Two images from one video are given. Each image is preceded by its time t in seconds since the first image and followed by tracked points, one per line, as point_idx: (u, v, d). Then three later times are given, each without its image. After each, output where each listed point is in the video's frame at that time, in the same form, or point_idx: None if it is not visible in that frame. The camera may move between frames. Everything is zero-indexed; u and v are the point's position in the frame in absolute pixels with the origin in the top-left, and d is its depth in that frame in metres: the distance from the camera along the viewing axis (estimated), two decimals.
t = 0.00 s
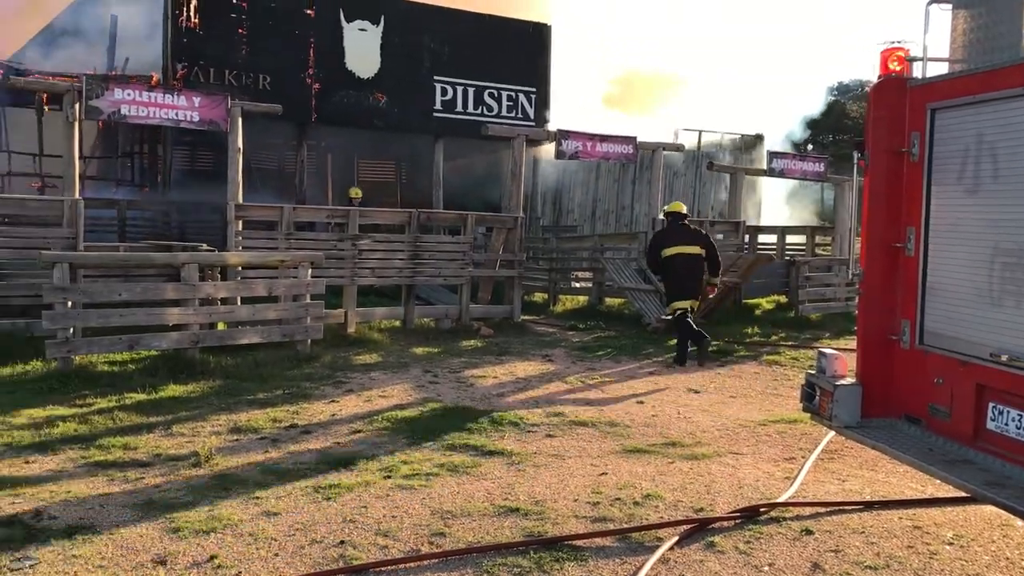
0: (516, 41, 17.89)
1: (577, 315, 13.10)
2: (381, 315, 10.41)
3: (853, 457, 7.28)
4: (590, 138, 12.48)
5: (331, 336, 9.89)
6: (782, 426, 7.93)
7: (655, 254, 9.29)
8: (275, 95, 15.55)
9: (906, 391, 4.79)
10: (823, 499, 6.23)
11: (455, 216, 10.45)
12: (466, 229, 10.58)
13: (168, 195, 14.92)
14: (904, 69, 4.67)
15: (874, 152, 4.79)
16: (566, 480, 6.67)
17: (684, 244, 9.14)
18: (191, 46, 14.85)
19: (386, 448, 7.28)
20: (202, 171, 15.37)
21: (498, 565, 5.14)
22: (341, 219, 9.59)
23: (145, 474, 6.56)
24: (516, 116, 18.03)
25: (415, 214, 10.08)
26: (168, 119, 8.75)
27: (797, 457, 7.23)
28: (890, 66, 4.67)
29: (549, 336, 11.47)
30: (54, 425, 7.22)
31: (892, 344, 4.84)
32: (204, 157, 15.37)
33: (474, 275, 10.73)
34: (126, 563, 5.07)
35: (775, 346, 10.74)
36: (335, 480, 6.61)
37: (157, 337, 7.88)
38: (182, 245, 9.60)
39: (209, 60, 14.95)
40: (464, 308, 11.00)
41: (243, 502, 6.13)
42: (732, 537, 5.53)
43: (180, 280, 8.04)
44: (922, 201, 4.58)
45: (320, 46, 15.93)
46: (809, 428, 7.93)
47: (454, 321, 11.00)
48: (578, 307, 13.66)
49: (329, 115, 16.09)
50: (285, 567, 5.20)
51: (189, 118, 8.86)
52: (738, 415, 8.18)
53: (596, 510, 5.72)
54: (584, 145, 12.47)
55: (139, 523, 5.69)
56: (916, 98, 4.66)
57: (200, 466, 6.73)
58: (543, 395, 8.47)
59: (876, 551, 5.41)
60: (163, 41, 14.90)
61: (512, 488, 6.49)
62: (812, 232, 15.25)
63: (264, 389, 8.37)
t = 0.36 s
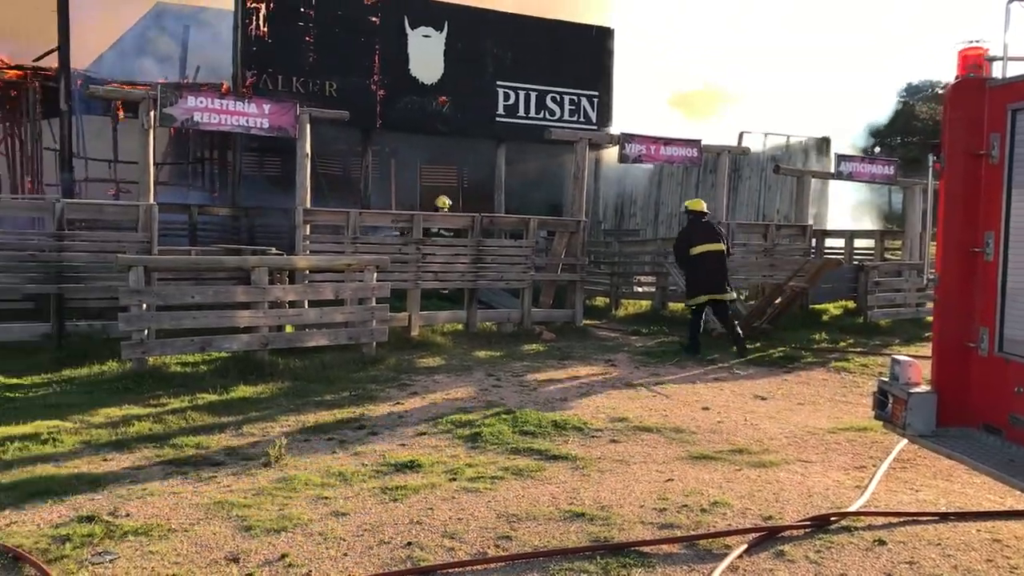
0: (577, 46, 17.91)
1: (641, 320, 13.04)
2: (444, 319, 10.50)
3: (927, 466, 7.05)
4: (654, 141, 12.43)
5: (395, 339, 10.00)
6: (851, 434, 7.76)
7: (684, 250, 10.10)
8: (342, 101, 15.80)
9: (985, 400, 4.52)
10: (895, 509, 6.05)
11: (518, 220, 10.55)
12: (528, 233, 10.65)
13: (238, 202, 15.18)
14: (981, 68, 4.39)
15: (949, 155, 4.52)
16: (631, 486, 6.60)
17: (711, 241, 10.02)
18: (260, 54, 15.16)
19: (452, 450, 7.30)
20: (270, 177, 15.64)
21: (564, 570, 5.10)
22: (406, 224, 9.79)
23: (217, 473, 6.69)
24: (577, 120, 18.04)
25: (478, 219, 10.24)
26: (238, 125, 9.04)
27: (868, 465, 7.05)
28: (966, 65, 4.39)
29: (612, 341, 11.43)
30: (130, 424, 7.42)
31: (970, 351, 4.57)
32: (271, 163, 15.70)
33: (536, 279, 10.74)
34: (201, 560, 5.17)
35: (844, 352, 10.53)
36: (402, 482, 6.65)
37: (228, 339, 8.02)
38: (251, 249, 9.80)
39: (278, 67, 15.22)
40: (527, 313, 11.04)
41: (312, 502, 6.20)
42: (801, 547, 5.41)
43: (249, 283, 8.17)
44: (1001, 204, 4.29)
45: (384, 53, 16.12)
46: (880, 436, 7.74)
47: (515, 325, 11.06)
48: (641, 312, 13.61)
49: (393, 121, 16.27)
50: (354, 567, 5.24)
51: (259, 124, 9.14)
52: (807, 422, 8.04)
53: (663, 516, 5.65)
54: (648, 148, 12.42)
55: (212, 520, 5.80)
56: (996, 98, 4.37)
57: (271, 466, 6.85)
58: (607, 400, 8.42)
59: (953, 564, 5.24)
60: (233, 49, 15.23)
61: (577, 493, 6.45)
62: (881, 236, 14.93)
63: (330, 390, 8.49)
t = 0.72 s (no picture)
0: (631, 48, 17.87)
1: (697, 325, 12.97)
2: (498, 322, 10.53)
3: (998, 476, 6.75)
4: (711, 143, 12.33)
5: (450, 342, 10.04)
6: (916, 442, 7.54)
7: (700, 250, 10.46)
8: (398, 105, 15.88)
9: None
10: (966, 520, 5.81)
11: (572, 223, 10.57)
12: (583, 236, 10.65)
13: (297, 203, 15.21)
14: None
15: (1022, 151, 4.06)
16: (691, 493, 6.47)
17: (726, 241, 10.32)
18: (317, 60, 15.20)
19: (509, 455, 7.26)
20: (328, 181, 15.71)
21: None
22: (460, 228, 9.84)
23: (278, 475, 6.74)
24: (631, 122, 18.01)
25: (532, 221, 10.25)
26: (297, 131, 9.15)
27: (935, 474, 6.80)
28: None
29: (668, 345, 11.34)
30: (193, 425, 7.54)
31: None
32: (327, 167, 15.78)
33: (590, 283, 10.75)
34: (264, 561, 5.18)
35: (907, 358, 10.30)
36: (459, 485, 6.62)
37: (286, 342, 8.13)
38: (310, 253, 9.95)
39: (335, 73, 15.32)
40: (582, 317, 11.04)
41: (372, 504, 6.19)
42: (867, 557, 5.24)
43: (308, 286, 8.26)
44: None
45: (439, 58, 16.23)
46: (947, 444, 7.49)
47: (570, 329, 11.04)
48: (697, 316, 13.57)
49: (448, 126, 16.37)
50: (413, 570, 5.21)
51: (317, 130, 9.27)
52: (869, 429, 7.86)
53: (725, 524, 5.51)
54: (704, 150, 12.32)
55: (274, 521, 5.83)
56: None
57: (330, 468, 6.88)
58: (664, 406, 8.34)
59: None
60: (290, 55, 15.31)
61: (636, 499, 6.34)
62: (945, 239, 14.57)
63: (387, 393, 8.53)
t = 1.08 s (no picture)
0: (679, 49, 17.70)
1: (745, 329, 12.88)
2: (543, 326, 10.56)
3: None
4: (759, 146, 12.23)
5: (496, 346, 10.09)
6: (972, 451, 7.31)
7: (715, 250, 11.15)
8: (444, 110, 16.06)
9: None
10: None
11: (619, 227, 10.55)
12: (629, 240, 10.64)
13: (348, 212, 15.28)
14: None
15: None
16: (741, 500, 6.34)
17: (740, 242, 11.09)
18: (365, 65, 15.47)
19: (555, 459, 7.21)
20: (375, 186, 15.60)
21: None
22: (506, 232, 9.90)
23: (327, 476, 6.76)
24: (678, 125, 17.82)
25: (578, 225, 10.27)
26: (346, 136, 9.24)
27: (993, 484, 6.52)
28: None
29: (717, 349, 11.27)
30: (243, 427, 7.62)
31: None
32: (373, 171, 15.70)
33: (637, 287, 10.78)
34: (313, 562, 5.16)
35: (961, 365, 10.06)
36: (506, 489, 6.57)
37: (335, 345, 8.20)
38: (356, 257, 10.08)
39: (382, 79, 15.57)
40: (627, 321, 11.04)
41: (419, 508, 6.16)
42: (924, 567, 5.05)
43: (355, 291, 8.34)
44: None
45: (484, 62, 16.31)
46: (1005, 452, 7.24)
47: (615, 333, 11.06)
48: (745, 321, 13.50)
49: (493, 130, 16.43)
50: (462, 575, 5.15)
51: (365, 135, 9.34)
52: (923, 436, 7.66)
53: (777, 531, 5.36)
54: (753, 153, 12.25)
55: (324, 522, 5.83)
56: None
57: (379, 471, 6.88)
58: (712, 411, 8.26)
59: None
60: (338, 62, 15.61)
61: (685, 506, 6.22)
62: (1000, 242, 14.22)
63: (433, 396, 8.56)
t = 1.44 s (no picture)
0: (715, 51, 17.64)
1: (781, 333, 12.80)
2: (578, 329, 10.55)
3: None
4: (798, 148, 12.17)
5: (531, 349, 10.11)
6: (1017, 458, 7.12)
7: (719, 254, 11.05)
8: (479, 112, 16.10)
9: None
10: None
11: (655, 229, 10.65)
12: (665, 242, 10.70)
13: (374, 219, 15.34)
14: None
15: None
16: (780, 505, 6.23)
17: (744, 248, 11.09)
18: (400, 69, 15.60)
19: (591, 462, 7.15)
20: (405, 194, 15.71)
21: None
22: (541, 234, 9.90)
23: (364, 477, 6.76)
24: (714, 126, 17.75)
25: (613, 227, 10.26)
26: (382, 139, 9.26)
27: None
28: None
29: (754, 353, 11.20)
30: (281, 428, 7.67)
31: None
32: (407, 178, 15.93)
33: (673, 290, 10.73)
34: (351, 562, 5.12)
35: (1005, 370, 9.85)
36: (542, 491, 6.52)
37: (372, 346, 8.26)
38: (392, 259, 10.16)
39: (417, 82, 15.69)
40: (663, 324, 10.96)
41: (455, 509, 6.12)
42: None
43: (391, 292, 8.39)
44: None
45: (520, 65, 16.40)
46: None
47: (651, 337, 10.95)
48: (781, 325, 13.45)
49: (527, 131, 16.43)
50: None
51: (402, 138, 9.42)
52: (966, 443, 7.50)
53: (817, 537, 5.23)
54: (791, 156, 12.17)
55: (361, 523, 5.81)
56: None
57: (415, 472, 6.87)
58: (749, 415, 8.20)
59: None
60: (375, 66, 15.76)
61: (724, 511, 6.12)
62: None
63: (469, 399, 8.57)
